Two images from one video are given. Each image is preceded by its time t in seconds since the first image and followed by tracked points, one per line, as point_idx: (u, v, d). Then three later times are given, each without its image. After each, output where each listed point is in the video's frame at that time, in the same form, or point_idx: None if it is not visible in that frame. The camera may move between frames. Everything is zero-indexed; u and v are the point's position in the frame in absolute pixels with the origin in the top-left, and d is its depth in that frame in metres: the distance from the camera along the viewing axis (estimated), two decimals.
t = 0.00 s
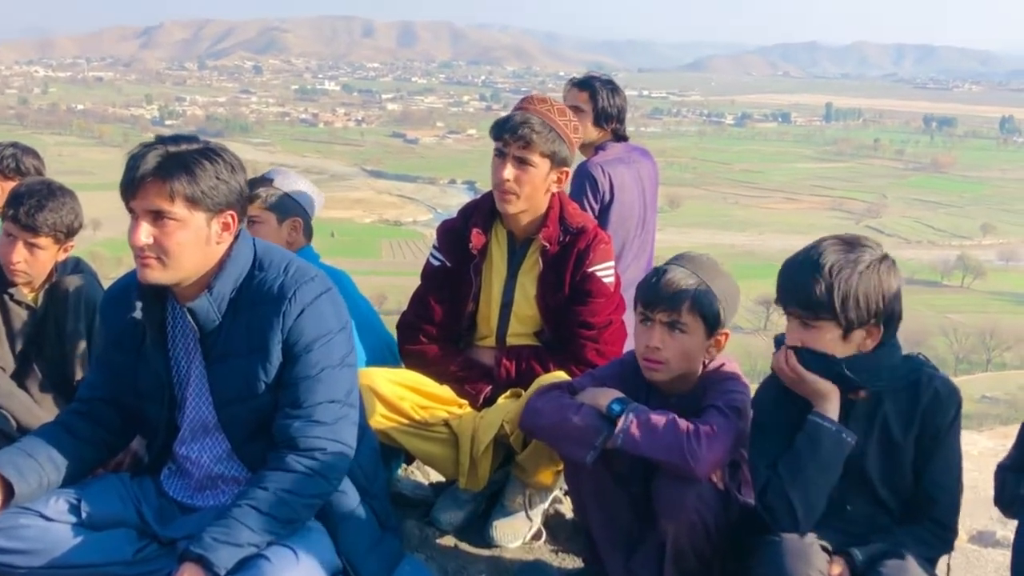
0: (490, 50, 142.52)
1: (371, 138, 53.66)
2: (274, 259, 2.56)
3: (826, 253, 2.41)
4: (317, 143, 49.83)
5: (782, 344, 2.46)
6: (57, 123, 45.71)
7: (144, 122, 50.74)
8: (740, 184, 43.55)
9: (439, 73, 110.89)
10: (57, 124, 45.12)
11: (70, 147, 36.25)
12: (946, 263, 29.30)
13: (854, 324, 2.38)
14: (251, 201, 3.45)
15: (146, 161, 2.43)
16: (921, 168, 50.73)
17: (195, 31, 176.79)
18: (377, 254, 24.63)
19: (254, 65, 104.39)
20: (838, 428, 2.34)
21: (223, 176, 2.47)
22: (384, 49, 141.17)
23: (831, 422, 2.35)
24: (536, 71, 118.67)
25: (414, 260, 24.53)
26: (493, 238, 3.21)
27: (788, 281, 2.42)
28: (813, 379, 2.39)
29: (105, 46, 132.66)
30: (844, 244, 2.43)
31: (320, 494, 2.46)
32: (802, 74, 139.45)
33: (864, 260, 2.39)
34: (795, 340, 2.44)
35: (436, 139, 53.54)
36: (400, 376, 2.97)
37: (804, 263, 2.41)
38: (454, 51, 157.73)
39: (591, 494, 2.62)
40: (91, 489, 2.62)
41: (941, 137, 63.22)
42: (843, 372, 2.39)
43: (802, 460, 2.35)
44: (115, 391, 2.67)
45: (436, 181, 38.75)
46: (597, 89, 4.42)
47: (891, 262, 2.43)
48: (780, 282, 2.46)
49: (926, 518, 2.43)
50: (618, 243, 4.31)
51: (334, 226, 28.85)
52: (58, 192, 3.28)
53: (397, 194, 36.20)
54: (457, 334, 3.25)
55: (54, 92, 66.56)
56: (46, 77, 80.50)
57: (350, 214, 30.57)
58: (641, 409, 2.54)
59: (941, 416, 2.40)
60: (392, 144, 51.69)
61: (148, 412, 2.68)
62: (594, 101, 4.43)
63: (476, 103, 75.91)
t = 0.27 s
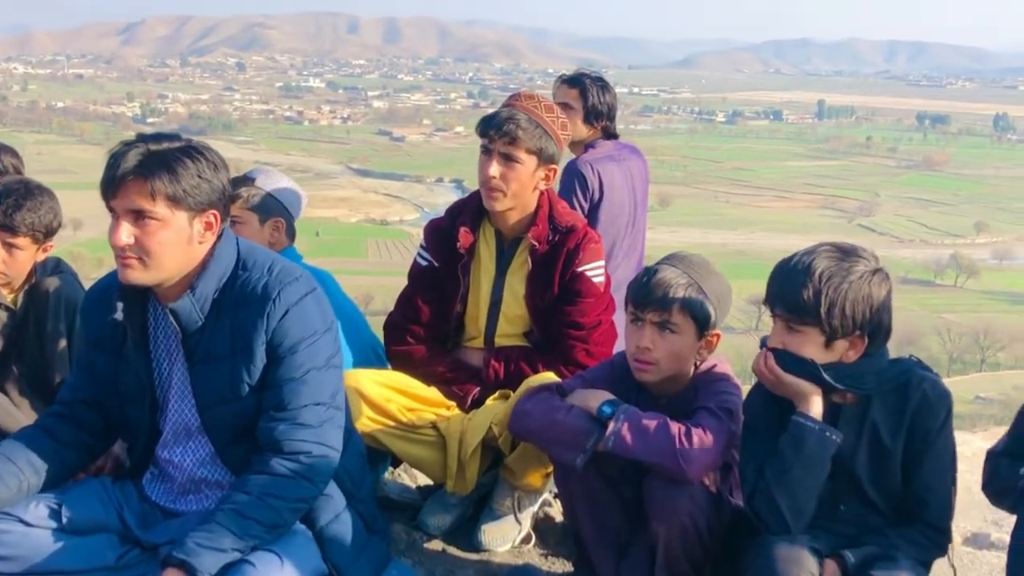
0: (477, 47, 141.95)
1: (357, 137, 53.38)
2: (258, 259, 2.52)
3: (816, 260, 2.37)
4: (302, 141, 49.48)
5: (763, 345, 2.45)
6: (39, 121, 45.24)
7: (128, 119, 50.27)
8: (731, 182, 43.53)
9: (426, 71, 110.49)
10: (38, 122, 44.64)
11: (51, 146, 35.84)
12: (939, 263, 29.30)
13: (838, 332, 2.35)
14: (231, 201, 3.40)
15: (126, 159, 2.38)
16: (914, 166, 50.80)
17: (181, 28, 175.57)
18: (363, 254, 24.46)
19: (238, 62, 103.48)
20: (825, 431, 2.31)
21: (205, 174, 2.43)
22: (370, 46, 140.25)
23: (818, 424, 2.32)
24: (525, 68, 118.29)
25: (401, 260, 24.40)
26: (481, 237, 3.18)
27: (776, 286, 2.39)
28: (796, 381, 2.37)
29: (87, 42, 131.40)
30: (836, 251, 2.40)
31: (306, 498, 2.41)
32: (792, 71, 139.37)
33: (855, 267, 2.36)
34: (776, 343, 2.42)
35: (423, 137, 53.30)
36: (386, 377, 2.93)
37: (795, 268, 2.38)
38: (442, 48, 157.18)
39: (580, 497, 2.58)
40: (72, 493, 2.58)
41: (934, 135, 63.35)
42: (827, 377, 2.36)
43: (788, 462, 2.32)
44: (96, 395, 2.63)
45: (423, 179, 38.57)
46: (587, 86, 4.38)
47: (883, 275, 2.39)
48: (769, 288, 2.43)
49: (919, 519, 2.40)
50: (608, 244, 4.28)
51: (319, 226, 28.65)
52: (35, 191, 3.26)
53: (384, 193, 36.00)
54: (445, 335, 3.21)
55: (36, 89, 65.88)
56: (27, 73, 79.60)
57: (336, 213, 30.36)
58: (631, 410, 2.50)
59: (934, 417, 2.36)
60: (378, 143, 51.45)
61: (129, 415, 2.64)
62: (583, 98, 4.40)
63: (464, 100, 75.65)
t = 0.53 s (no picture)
0: (464, 45, 141.58)
1: (342, 136, 53.22)
2: (242, 259, 2.49)
3: (803, 257, 2.36)
4: (285, 140, 49.26)
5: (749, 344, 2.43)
6: (21, 120, 44.85)
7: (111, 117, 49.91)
8: (719, 182, 43.61)
9: (412, 69, 110.23)
10: (19, 121, 44.22)
11: (32, 145, 35.50)
12: (928, 262, 29.39)
13: (825, 331, 2.34)
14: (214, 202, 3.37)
15: (109, 159, 2.36)
16: (902, 164, 51.02)
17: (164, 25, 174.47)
18: (348, 254, 24.34)
19: (222, 60, 102.91)
20: (810, 430, 2.30)
21: (188, 175, 2.40)
22: (356, 44, 139.72)
23: (802, 424, 2.32)
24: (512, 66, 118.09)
25: (386, 260, 24.35)
26: (468, 236, 3.16)
27: (762, 283, 2.39)
28: (782, 380, 2.36)
29: (69, 39, 130.24)
30: (823, 250, 2.40)
31: (291, 501, 2.39)
32: (781, 70, 139.62)
33: (842, 265, 2.35)
34: (762, 342, 2.41)
35: (409, 136, 53.18)
36: (372, 379, 2.90)
37: (781, 267, 2.37)
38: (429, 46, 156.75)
39: (569, 498, 2.56)
40: (55, 497, 2.56)
41: (922, 134, 63.64)
42: (814, 375, 2.35)
43: (773, 462, 2.31)
44: (79, 397, 2.60)
45: (409, 179, 38.48)
46: (576, 86, 4.38)
47: (869, 275, 2.39)
48: (755, 286, 2.42)
49: (907, 517, 2.39)
50: (597, 244, 4.27)
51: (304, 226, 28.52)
52: (16, 192, 3.15)
53: (369, 192, 35.89)
54: (433, 335, 3.19)
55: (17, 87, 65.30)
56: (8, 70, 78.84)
57: (321, 213, 30.22)
58: (620, 411, 2.49)
59: (921, 415, 2.35)
60: (364, 142, 51.30)
61: (112, 417, 2.61)
62: (573, 97, 4.39)
63: (450, 99, 75.53)
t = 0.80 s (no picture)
0: (451, 42, 141.09)
1: (327, 135, 53.01)
2: (226, 260, 2.46)
3: (791, 254, 2.35)
4: (270, 139, 49.00)
5: (740, 342, 2.41)
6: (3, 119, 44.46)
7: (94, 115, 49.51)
8: (708, 181, 43.67)
9: (398, 67, 109.95)
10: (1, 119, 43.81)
11: (12, 143, 35.13)
12: (918, 262, 29.48)
13: (815, 328, 2.32)
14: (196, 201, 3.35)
15: (89, 158, 2.32)
16: (892, 163, 51.22)
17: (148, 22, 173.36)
18: (333, 254, 24.27)
19: (205, 57, 102.26)
20: (798, 430, 2.28)
21: (170, 174, 2.37)
22: (341, 41, 138.92)
23: (791, 423, 2.30)
24: (500, 63, 117.80)
25: (372, 259, 24.30)
26: (455, 236, 3.13)
27: (749, 283, 2.37)
28: (771, 380, 2.34)
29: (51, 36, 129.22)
30: (809, 247, 2.39)
31: (276, 504, 2.36)
32: (770, 68, 139.79)
33: (829, 263, 2.34)
34: (750, 340, 2.39)
35: (394, 134, 53.01)
36: (357, 380, 2.87)
37: (768, 266, 2.35)
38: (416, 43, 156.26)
39: (557, 500, 2.54)
40: (36, 501, 2.51)
41: (912, 132, 63.88)
42: (804, 373, 2.32)
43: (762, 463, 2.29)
44: (61, 399, 2.57)
45: (394, 178, 38.36)
46: (568, 83, 4.36)
47: (855, 272, 2.37)
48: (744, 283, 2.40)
49: (897, 518, 2.37)
50: (586, 245, 4.25)
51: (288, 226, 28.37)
52: None
53: (353, 191, 35.75)
54: (419, 336, 3.16)
55: None
56: None
57: (306, 212, 30.06)
58: (608, 412, 2.47)
59: (908, 415, 2.34)
60: (349, 140, 51.12)
61: (94, 419, 2.58)
62: (564, 94, 4.37)
63: (436, 97, 75.34)
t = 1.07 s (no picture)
0: (440, 38, 140.63)
1: (312, 133, 52.76)
2: (206, 260, 2.40)
3: (785, 252, 2.30)
4: (253, 137, 48.68)
5: (734, 342, 2.36)
6: None
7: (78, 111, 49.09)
8: (700, 179, 43.63)
9: (384, 63, 109.51)
10: None
11: None
12: (914, 262, 29.46)
13: (810, 328, 2.27)
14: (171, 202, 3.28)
15: (65, 157, 2.25)
16: (887, 160, 51.29)
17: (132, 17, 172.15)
18: (316, 254, 24.18)
19: (186, 53, 101.47)
20: (792, 433, 2.23)
21: (148, 172, 2.31)
22: (329, 37, 138.27)
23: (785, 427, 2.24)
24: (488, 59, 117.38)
25: (356, 259, 24.22)
26: (442, 236, 3.07)
27: (743, 281, 2.32)
28: (765, 383, 2.28)
29: (34, 30, 128.23)
30: (803, 246, 2.34)
31: (257, 511, 2.30)
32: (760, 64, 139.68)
33: (824, 261, 2.29)
34: (744, 341, 2.33)
35: (381, 131, 52.78)
36: (342, 383, 2.81)
37: (763, 264, 2.30)
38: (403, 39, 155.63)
39: (547, 505, 2.48)
40: (10, 509, 2.44)
41: (906, 129, 63.95)
42: (799, 375, 2.27)
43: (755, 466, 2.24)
44: (38, 403, 2.50)
45: (380, 176, 38.20)
46: (562, 77, 4.30)
47: (850, 272, 2.32)
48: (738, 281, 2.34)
49: (893, 524, 2.32)
50: (577, 243, 4.20)
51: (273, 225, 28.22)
52: None
53: (338, 189, 35.57)
54: (405, 338, 3.10)
55: None
56: None
57: (290, 211, 29.87)
58: (600, 415, 2.41)
59: (905, 417, 2.29)
60: (334, 138, 50.88)
61: (72, 423, 2.51)
62: (558, 88, 4.31)
63: (423, 94, 75.08)
